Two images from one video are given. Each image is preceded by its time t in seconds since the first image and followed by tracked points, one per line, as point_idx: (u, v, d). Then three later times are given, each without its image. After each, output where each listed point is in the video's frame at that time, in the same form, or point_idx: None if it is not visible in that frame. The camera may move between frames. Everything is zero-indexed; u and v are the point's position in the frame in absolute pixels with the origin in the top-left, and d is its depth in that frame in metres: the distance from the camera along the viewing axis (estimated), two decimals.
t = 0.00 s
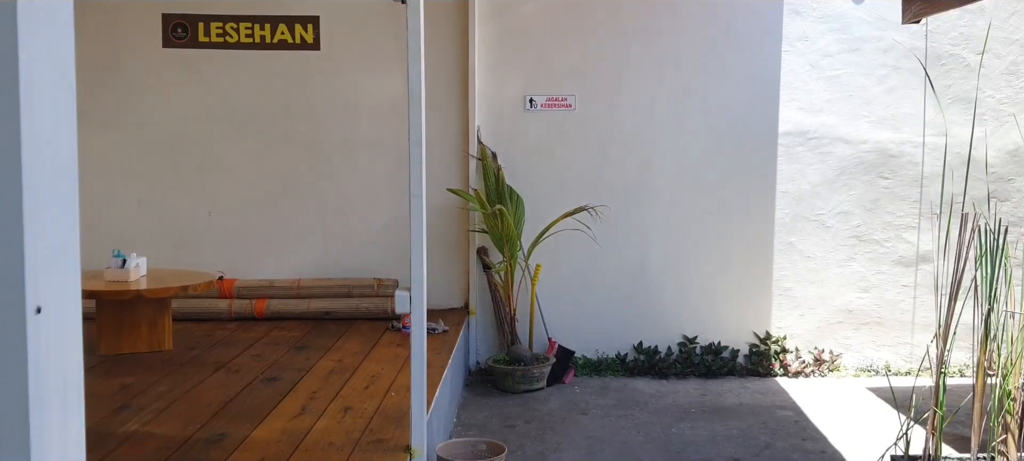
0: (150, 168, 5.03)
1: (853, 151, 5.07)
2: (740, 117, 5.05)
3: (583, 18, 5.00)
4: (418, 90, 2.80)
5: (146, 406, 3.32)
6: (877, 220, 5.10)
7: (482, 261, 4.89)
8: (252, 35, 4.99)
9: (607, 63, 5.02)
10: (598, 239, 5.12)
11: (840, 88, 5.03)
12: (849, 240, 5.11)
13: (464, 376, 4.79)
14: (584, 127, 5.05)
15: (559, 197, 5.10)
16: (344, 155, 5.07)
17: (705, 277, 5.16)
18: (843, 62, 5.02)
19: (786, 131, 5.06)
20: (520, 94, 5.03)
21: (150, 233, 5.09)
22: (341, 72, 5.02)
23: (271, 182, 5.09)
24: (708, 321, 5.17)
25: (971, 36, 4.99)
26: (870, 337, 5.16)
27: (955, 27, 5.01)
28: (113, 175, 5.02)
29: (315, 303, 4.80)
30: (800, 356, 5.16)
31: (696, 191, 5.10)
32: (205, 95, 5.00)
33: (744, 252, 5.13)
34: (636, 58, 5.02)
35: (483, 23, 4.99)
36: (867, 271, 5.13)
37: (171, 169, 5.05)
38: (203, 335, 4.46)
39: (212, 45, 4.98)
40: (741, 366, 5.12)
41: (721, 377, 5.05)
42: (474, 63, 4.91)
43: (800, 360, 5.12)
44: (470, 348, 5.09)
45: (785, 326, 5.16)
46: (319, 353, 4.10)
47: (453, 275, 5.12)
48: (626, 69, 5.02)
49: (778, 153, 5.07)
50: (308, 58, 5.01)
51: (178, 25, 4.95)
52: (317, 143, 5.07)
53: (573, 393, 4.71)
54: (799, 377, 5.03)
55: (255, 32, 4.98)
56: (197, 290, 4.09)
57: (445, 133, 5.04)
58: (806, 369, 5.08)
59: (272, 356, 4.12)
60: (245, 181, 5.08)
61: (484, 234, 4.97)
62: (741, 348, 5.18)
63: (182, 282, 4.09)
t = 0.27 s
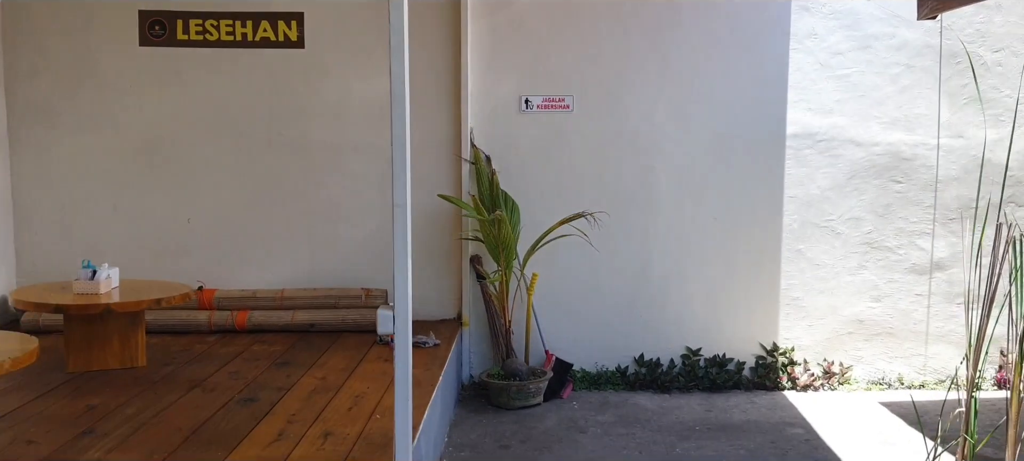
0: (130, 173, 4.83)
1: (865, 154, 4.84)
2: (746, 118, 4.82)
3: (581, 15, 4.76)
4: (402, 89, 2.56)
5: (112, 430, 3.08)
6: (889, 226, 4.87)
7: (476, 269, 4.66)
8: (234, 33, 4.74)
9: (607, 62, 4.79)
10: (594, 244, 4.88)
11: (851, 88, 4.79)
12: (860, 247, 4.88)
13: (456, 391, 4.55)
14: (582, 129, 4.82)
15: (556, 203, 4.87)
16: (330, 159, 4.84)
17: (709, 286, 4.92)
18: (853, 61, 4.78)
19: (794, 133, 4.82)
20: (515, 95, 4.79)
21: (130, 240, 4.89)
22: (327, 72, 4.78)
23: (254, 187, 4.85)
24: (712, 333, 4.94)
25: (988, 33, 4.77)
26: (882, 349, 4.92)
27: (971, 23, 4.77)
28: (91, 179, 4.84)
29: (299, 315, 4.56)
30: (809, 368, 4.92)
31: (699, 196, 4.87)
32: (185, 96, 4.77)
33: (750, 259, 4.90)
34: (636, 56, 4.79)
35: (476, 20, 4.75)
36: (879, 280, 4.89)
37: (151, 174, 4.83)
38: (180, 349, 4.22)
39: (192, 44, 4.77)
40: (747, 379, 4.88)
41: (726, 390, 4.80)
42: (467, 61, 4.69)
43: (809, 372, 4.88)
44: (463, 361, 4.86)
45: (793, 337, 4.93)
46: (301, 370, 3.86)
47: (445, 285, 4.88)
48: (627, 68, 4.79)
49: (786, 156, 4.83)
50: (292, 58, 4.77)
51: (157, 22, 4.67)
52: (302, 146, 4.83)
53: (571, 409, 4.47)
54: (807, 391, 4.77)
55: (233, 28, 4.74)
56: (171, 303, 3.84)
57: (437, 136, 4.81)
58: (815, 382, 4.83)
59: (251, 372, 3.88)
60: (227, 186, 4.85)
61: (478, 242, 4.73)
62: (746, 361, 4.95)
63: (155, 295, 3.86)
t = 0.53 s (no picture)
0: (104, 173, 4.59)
1: (875, 153, 4.60)
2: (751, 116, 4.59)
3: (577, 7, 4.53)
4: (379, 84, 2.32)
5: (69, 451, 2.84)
6: (901, 228, 4.64)
7: (467, 275, 4.42)
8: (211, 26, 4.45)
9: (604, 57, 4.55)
10: (594, 250, 4.65)
11: (861, 84, 4.57)
12: (871, 251, 4.65)
13: (446, 403, 4.31)
14: (578, 127, 4.58)
15: (551, 205, 4.63)
16: (314, 159, 4.60)
17: (712, 292, 4.69)
18: (864, 55, 4.56)
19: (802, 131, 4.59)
20: (508, 91, 4.56)
21: (103, 244, 4.65)
22: (310, 67, 4.55)
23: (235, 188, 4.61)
24: (715, 341, 4.70)
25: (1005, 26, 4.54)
26: (894, 357, 4.69)
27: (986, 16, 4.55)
28: (62, 180, 4.60)
29: (280, 323, 4.32)
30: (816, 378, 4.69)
31: (702, 198, 4.64)
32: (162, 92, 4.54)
33: (755, 264, 4.67)
34: (636, 50, 4.56)
35: (467, 13, 4.52)
36: (891, 285, 4.66)
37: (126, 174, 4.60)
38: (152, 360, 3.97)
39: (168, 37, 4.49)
40: (752, 389, 4.64)
41: (731, 402, 4.56)
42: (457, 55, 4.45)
43: (817, 382, 4.64)
44: (453, 371, 4.62)
45: (800, 346, 4.69)
46: (279, 384, 3.62)
47: (435, 292, 4.64)
48: (625, 63, 4.56)
49: (793, 155, 4.60)
50: (274, 52, 4.53)
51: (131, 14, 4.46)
52: (285, 145, 4.59)
53: (567, 422, 4.23)
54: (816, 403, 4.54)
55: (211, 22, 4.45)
56: (140, 312, 3.59)
57: (425, 134, 4.57)
58: (823, 393, 4.61)
59: (226, 386, 3.64)
60: (206, 187, 4.61)
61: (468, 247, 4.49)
62: (751, 370, 4.71)
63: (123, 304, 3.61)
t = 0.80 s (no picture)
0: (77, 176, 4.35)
1: (887, 156, 4.38)
2: (757, 116, 4.36)
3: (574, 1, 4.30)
4: (354, 96, 2.29)
5: None
6: (914, 234, 4.42)
7: (457, 283, 4.19)
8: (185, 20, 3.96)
9: (602, 54, 4.32)
10: (592, 257, 4.42)
11: (872, 83, 4.34)
12: (882, 258, 4.43)
13: (435, 419, 4.07)
14: (575, 128, 4.35)
15: (546, 210, 4.40)
16: (297, 161, 4.37)
17: (716, 302, 4.46)
18: (875, 52, 4.33)
19: (810, 133, 4.36)
20: (501, 90, 4.33)
21: (75, 250, 4.40)
22: (293, 64, 4.32)
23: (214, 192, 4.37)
24: (719, 353, 4.47)
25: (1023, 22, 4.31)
26: (906, 370, 4.46)
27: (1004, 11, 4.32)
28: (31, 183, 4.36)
29: (259, 335, 4.08)
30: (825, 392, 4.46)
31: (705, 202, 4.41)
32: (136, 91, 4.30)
33: (761, 272, 4.44)
34: (635, 46, 4.33)
35: (457, 8, 4.29)
36: (903, 294, 4.44)
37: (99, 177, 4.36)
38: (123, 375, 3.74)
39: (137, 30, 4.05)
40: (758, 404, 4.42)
41: (735, 418, 4.34)
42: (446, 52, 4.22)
43: (826, 396, 4.42)
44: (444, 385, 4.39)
45: (808, 358, 4.47)
46: (255, 403, 3.38)
47: (425, 301, 4.40)
48: (624, 60, 4.33)
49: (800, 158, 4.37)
50: (255, 49, 4.30)
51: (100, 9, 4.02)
52: (266, 146, 4.35)
53: (563, 440, 4.00)
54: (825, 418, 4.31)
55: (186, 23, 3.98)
56: (106, 326, 3.33)
57: (414, 135, 4.33)
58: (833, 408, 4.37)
59: (199, 404, 3.40)
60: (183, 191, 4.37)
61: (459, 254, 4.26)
62: (757, 384, 4.49)
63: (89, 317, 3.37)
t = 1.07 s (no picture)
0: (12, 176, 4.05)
1: (870, 159, 4.21)
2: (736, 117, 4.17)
3: None
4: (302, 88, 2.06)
5: None
6: (898, 241, 4.25)
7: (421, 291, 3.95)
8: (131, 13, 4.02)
9: (574, 50, 4.11)
10: (564, 264, 4.20)
11: (854, 83, 4.17)
12: (864, 265, 4.25)
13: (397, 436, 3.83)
14: (546, 129, 4.14)
15: (515, 214, 4.18)
16: (251, 162, 4.11)
17: (692, 311, 4.26)
18: (857, 51, 4.16)
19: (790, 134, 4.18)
20: (467, 88, 4.10)
21: (11, 256, 4.10)
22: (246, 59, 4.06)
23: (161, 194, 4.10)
24: (696, 364, 4.28)
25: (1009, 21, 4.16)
26: (889, 381, 4.30)
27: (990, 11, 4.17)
28: None
29: (208, 347, 3.82)
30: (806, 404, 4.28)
31: (682, 206, 4.21)
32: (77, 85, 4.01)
33: (739, 280, 4.25)
34: (608, 42, 4.12)
35: None
36: (886, 303, 4.27)
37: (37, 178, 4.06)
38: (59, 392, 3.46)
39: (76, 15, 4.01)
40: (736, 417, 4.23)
41: (712, 431, 4.15)
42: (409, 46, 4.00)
43: (807, 409, 4.24)
44: (407, 399, 4.15)
45: (788, 369, 4.29)
46: (200, 422, 3.13)
47: (387, 310, 4.16)
48: (597, 57, 4.12)
49: (780, 160, 4.19)
50: (206, 42, 4.04)
51: None
52: (218, 146, 4.09)
53: (533, 457, 3.78)
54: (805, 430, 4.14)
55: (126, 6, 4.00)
56: (35, 339, 3.04)
57: (376, 135, 4.09)
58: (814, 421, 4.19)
59: (139, 423, 3.14)
60: (129, 193, 4.10)
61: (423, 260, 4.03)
62: (735, 396, 4.30)
63: (16, 328, 3.08)
